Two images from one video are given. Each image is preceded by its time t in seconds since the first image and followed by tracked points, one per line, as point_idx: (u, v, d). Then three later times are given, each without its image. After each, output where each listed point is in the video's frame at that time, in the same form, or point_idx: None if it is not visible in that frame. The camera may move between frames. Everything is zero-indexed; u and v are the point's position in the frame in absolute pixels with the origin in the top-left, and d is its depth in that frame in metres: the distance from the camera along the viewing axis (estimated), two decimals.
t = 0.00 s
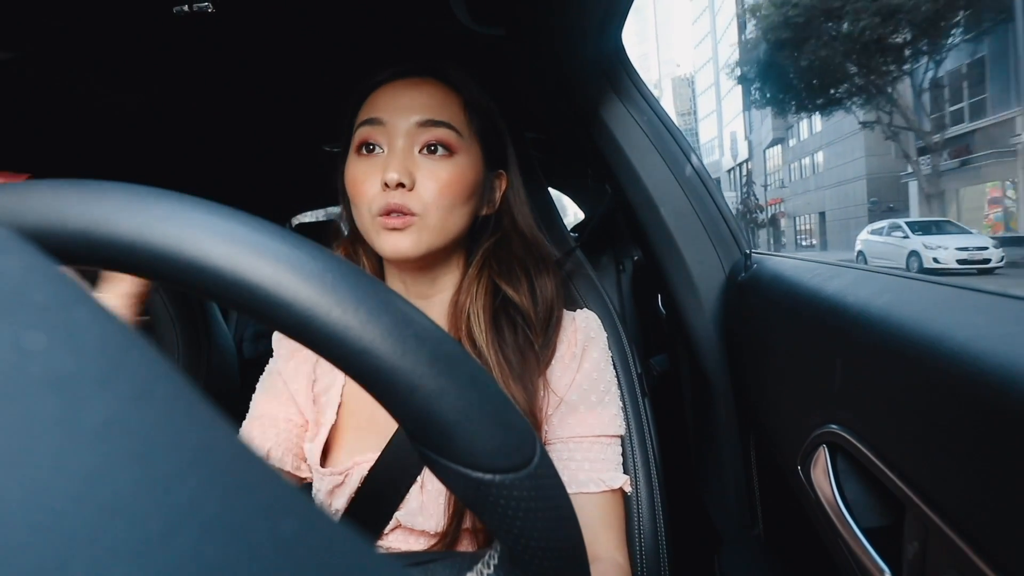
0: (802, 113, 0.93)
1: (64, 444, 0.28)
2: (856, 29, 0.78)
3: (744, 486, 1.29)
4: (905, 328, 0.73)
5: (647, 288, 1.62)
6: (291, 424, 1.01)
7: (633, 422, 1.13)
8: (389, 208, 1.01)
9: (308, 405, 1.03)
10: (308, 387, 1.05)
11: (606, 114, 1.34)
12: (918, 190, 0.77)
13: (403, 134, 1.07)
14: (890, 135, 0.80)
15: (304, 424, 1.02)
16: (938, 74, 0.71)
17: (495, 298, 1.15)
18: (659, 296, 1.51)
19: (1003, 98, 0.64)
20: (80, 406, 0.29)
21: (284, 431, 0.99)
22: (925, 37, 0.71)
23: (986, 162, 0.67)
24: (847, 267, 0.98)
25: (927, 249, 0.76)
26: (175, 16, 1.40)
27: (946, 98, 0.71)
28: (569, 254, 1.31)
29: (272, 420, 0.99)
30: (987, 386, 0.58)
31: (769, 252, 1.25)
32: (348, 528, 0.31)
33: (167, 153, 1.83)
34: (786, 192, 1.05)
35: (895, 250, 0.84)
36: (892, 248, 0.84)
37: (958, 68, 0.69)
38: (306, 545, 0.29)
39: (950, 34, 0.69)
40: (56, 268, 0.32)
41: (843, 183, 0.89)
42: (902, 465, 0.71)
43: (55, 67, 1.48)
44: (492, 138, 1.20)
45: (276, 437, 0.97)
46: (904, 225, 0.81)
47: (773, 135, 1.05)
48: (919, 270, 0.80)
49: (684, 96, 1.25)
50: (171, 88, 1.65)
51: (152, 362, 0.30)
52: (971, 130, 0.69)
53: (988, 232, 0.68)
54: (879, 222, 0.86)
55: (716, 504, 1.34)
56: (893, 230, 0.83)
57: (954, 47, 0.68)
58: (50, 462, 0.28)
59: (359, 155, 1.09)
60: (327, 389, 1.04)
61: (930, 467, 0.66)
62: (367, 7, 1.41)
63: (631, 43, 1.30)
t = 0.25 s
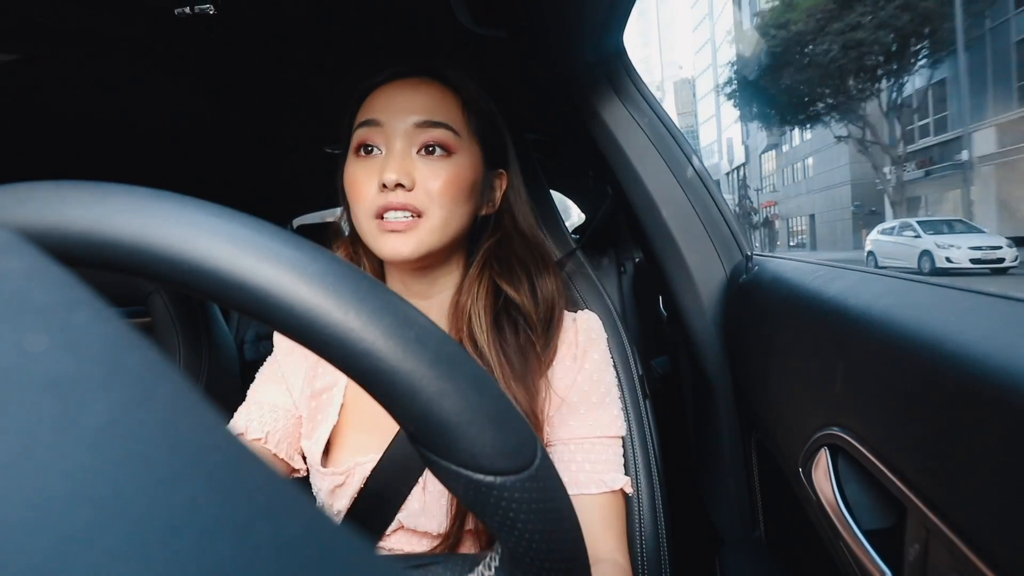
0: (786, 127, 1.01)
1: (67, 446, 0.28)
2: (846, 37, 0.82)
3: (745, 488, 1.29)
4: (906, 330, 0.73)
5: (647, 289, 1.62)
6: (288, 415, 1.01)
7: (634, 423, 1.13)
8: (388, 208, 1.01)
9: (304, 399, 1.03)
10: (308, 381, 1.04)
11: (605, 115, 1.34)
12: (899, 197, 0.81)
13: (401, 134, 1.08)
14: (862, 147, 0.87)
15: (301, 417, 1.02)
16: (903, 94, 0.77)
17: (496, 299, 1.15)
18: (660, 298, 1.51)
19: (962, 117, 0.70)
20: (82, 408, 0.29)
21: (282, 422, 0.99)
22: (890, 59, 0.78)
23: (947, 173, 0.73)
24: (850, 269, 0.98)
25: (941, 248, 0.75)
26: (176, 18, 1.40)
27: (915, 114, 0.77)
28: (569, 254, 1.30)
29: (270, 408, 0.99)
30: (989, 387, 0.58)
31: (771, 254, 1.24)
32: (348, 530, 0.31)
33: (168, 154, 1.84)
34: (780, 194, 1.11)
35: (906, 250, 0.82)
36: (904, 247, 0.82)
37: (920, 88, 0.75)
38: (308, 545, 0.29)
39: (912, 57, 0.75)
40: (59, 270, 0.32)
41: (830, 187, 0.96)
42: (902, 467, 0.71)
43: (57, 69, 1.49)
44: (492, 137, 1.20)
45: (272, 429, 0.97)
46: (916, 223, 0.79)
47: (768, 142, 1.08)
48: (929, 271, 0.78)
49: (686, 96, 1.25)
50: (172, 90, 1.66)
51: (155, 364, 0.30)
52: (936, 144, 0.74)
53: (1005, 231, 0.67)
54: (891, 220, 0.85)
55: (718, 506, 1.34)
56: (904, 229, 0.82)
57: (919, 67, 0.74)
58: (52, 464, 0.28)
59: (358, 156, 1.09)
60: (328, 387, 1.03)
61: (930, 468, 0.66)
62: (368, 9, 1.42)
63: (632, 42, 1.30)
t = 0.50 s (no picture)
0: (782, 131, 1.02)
1: (69, 444, 0.28)
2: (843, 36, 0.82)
3: (747, 486, 1.29)
4: (907, 325, 0.73)
5: (648, 287, 1.62)
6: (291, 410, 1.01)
7: (635, 420, 1.13)
8: (391, 205, 1.01)
9: (309, 394, 1.04)
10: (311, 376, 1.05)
11: (606, 110, 1.34)
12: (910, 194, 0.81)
13: (403, 131, 1.08)
14: (843, 160, 0.91)
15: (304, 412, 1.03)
16: (876, 113, 0.82)
17: (498, 296, 1.15)
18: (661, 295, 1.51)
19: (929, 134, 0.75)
20: (83, 405, 0.29)
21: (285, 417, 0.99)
22: (863, 81, 0.82)
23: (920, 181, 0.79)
24: (850, 265, 0.98)
25: (953, 248, 0.74)
26: (176, 16, 1.40)
27: (892, 131, 0.82)
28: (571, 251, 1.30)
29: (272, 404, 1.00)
30: (990, 383, 0.58)
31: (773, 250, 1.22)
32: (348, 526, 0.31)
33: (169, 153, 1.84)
34: (775, 198, 1.13)
35: (915, 251, 0.82)
36: (914, 248, 0.82)
37: (892, 106, 0.79)
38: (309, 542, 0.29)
39: (879, 80, 0.80)
40: (59, 268, 0.32)
41: (822, 192, 0.99)
42: (903, 463, 0.71)
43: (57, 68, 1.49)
44: (494, 135, 1.20)
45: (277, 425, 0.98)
46: (928, 223, 0.79)
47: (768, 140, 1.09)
48: (940, 272, 0.77)
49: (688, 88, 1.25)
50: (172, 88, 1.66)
51: (155, 361, 0.30)
52: (908, 155, 0.80)
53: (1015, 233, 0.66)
54: (902, 221, 0.84)
55: (720, 502, 1.34)
56: (915, 229, 0.82)
57: (889, 88, 0.78)
58: (55, 462, 0.28)
59: (360, 153, 1.09)
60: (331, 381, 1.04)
61: (931, 464, 0.66)
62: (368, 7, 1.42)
63: (631, 39, 1.31)
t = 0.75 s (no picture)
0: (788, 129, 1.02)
1: (71, 444, 0.28)
2: (840, 43, 0.84)
3: (748, 484, 1.29)
4: (909, 322, 0.73)
5: (649, 284, 1.62)
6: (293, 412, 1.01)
7: (636, 417, 1.13)
8: (390, 208, 1.01)
9: (310, 397, 1.03)
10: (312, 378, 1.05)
11: (606, 107, 1.34)
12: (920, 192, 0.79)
13: (402, 132, 1.07)
14: (825, 169, 0.97)
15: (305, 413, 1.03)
16: (855, 125, 0.88)
17: (500, 297, 1.15)
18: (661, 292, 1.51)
19: (897, 147, 0.81)
20: (85, 405, 0.29)
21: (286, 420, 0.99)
22: (840, 97, 0.88)
23: (895, 189, 0.84)
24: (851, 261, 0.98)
25: (965, 246, 0.73)
26: (175, 15, 1.40)
27: (871, 142, 0.87)
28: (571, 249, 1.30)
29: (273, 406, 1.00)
30: (991, 379, 0.58)
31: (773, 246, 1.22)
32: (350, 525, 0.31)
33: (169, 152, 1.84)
34: (771, 199, 1.16)
35: (925, 250, 0.80)
36: (924, 248, 0.80)
37: (868, 119, 0.85)
38: (310, 541, 0.29)
39: (856, 97, 0.85)
40: (60, 267, 0.32)
41: (813, 196, 1.04)
42: (904, 459, 0.71)
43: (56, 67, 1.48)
44: (494, 134, 1.20)
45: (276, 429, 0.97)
46: (938, 223, 0.78)
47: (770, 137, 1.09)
48: (951, 270, 0.76)
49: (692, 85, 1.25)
50: (172, 87, 1.65)
51: (157, 361, 0.30)
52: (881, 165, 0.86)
53: None
54: (910, 220, 0.83)
55: (721, 499, 1.34)
56: (925, 229, 0.80)
57: (863, 104, 0.85)
58: (57, 461, 0.28)
59: (359, 154, 1.09)
60: (332, 382, 1.04)
61: (933, 460, 0.66)
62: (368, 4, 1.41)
63: (632, 38, 1.31)
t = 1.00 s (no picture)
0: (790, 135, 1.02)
1: (72, 446, 0.28)
2: (841, 47, 0.84)
3: (749, 488, 1.29)
4: (909, 327, 0.73)
5: (650, 286, 1.62)
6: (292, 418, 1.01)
7: (638, 421, 1.13)
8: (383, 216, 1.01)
9: (309, 401, 1.03)
10: (312, 382, 1.05)
11: (608, 111, 1.35)
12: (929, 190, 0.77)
13: (395, 139, 1.07)
14: (810, 176, 1.02)
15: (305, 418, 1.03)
16: (836, 135, 0.92)
17: (498, 301, 1.15)
18: (663, 296, 1.51)
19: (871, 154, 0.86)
20: (88, 406, 0.29)
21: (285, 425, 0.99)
22: (825, 108, 0.93)
23: (871, 194, 0.89)
24: (853, 264, 0.97)
25: (976, 244, 0.71)
26: (178, 18, 1.40)
27: (850, 153, 0.91)
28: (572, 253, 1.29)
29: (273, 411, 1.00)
30: (994, 385, 0.58)
31: (775, 251, 1.23)
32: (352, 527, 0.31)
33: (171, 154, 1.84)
34: (770, 202, 1.17)
35: (935, 248, 0.77)
36: (933, 246, 0.78)
37: (848, 130, 0.90)
38: (314, 545, 0.29)
39: (839, 108, 0.90)
40: (63, 269, 0.32)
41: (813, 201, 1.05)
42: (906, 464, 0.70)
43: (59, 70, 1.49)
44: (489, 138, 1.21)
45: (275, 434, 0.98)
46: (947, 220, 0.75)
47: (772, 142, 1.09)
48: (961, 270, 0.73)
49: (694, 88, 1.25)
50: (174, 90, 1.66)
51: (159, 361, 0.30)
52: (858, 172, 0.90)
53: None
54: (918, 218, 0.80)
55: (723, 504, 1.33)
56: (935, 226, 0.78)
57: (845, 115, 0.89)
58: (60, 462, 0.28)
59: (353, 160, 1.09)
60: (331, 385, 1.03)
61: (935, 464, 0.65)
62: (370, 7, 1.42)
63: (635, 42, 1.31)
